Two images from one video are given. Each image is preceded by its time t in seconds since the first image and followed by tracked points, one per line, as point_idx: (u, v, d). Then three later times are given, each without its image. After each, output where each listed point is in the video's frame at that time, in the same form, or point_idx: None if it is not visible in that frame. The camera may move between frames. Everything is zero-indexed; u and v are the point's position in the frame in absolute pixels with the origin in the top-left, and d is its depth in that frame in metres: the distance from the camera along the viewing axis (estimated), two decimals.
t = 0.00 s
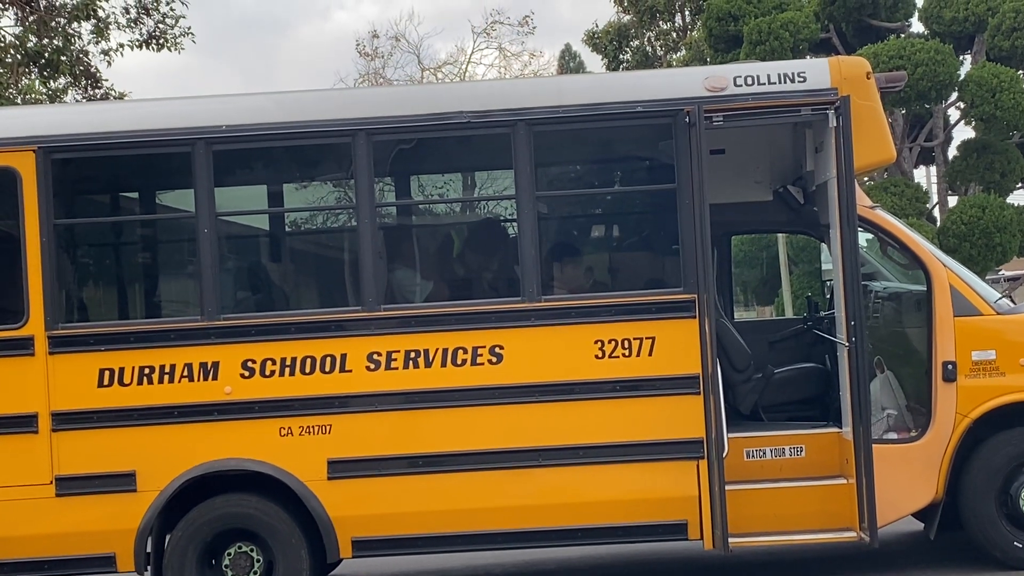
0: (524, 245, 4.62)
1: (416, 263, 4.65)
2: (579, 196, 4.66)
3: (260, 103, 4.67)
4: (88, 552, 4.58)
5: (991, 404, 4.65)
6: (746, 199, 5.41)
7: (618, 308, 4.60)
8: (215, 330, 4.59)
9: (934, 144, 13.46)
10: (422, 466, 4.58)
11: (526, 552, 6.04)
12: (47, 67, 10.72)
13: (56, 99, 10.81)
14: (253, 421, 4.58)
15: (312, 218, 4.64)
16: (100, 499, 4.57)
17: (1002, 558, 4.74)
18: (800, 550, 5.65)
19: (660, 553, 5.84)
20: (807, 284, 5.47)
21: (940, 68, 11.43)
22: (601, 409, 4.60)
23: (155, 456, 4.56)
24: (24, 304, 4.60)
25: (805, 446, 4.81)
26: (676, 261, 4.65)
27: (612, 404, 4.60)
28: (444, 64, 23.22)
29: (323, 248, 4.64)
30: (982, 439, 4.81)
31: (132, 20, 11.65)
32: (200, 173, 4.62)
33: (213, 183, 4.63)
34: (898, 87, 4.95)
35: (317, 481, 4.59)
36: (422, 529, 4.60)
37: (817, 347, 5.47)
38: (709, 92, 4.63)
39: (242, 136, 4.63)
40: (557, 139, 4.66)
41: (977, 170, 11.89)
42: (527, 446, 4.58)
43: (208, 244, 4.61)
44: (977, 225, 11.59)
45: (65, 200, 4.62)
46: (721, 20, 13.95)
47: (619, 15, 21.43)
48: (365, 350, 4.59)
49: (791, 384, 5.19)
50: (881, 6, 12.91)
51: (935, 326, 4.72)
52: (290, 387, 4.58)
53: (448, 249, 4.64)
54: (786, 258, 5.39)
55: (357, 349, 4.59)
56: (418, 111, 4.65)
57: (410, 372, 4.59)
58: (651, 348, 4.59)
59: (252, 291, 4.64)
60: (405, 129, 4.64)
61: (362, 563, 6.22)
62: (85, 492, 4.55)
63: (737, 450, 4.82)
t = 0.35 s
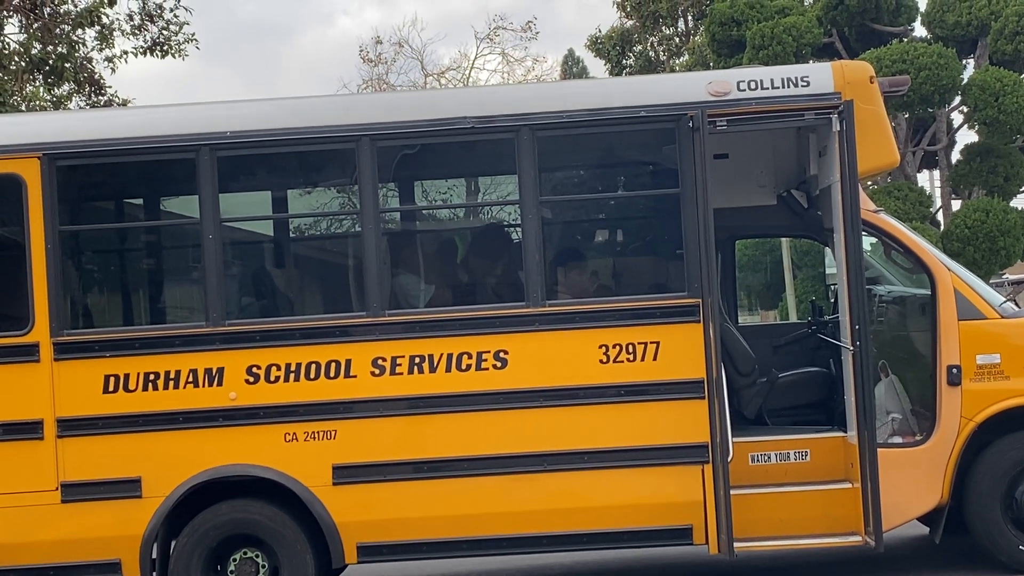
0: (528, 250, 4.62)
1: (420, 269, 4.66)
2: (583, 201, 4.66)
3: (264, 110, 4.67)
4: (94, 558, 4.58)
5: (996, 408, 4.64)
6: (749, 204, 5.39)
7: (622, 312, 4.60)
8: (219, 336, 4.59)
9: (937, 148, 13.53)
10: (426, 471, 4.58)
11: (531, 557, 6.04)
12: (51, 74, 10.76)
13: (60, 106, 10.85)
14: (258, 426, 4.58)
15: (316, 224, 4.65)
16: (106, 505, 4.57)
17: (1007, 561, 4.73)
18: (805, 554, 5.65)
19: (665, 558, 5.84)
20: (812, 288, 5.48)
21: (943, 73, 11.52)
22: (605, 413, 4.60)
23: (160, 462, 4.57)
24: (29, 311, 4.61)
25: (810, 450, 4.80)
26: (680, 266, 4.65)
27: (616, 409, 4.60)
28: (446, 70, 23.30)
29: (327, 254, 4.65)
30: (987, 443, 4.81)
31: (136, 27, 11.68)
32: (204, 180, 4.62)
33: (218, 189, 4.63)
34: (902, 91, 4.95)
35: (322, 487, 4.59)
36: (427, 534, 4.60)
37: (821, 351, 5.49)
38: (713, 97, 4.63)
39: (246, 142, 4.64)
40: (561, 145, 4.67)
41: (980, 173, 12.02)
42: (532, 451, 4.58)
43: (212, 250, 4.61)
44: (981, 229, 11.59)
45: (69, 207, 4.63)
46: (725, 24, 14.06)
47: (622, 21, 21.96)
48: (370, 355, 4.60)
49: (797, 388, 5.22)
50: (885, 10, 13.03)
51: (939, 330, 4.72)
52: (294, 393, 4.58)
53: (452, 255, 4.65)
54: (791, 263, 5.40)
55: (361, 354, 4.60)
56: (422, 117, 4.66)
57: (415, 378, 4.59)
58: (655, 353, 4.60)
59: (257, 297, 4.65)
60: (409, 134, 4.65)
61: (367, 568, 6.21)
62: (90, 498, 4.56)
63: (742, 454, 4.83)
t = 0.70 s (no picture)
0: (531, 255, 4.62)
1: (423, 274, 4.65)
2: (585, 206, 4.66)
3: (268, 115, 4.68)
4: (97, 563, 4.58)
5: (1000, 413, 4.63)
6: (754, 208, 5.44)
7: (625, 317, 4.59)
8: (222, 341, 4.59)
9: (942, 152, 13.64)
10: (429, 476, 4.58)
11: (534, 563, 6.03)
12: (54, 80, 10.77)
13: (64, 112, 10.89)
14: (261, 432, 4.58)
15: (319, 229, 4.65)
16: (108, 511, 4.57)
17: (1012, 567, 4.72)
18: (808, 560, 5.64)
19: (668, 563, 5.83)
20: (815, 293, 5.49)
21: (948, 76, 11.80)
22: (608, 419, 4.59)
23: (163, 467, 4.57)
24: (32, 316, 4.61)
25: (814, 455, 4.79)
26: (683, 271, 4.64)
27: (619, 414, 4.59)
28: (450, 74, 23.38)
29: (329, 259, 4.65)
30: (991, 448, 4.80)
31: (139, 32, 11.69)
32: (207, 185, 4.62)
33: (220, 195, 4.63)
34: (905, 96, 4.95)
35: (325, 492, 4.58)
36: (430, 539, 4.60)
37: (824, 356, 5.48)
38: (716, 102, 4.62)
39: (249, 147, 4.64)
40: (564, 149, 4.66)
41: (985, 178, 12.28)
42: (534, 456, 4.58)
43: (215, 256, 4.61)
44: (985, 233, 11.94)
45: (72, 212, 4.63)
46: (727, 31, 14.97)
47: (626, 25, 21.96)
48: (373, 361, 4.60)
49: (798, 395, 5.20)
50: (888, 15, 13.75)
51: (943, 334, 4.72)
52: (297, 398, 4.59)
53: (455, 260, 4.65)
54: (793, 267, 5.42)
55: (365, 360, 4.59)
56: (425, 122, 4.65)
57: (418, 383, 4.59)
58: (658, 358, 4.59)
59: (259, 302, 4.65)
60: (411, 139, 4.65)
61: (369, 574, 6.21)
62: (93, 504, 4.56)
63: (745, 459, 4.81)
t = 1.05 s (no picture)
0: (535, 259, 4.62)
1: (427, 278, 4.66)
2: (590, 210, 4.66)
3: (273, 119, 4.68)
4: (101, 567, 4.58)
5: (1004, 417, 4.62)
6: (757, 213, 5.41)
7: (629, 322, 4.59)
8: (227, 345, 4.59)
9: (946, 157, 13.72)
10: (434, 480, 4.58)
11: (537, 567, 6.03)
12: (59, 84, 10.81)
13: (69, 116, 10.93)
14: (265, 436, 4.58)
15: (323, 233, 4.64)
16: (112, 515, 4.57)
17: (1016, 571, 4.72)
18: (812, 564, 5.64)
19: (671, 567, 5.83)
20: (819, 297, 5.50)
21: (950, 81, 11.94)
22: (613, 422, 4.59)
23: (167, 471, 4.57)
24: (37, 320, 4.61)
25: (817, 459, 4.79)
26: (687, 275, 4.64)
27: (623, 418, 4.59)
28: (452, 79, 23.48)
29: (334, 263, 4.64)
30: (995, 452, 4.79)
31: (144, 36, 11.72)
32: (212, 189, 4.63)
33: (225, 199, 4.64)
34: (909, 100, 4.95)
35: (329, 496, 4.59)
36: (434, 544, 4.60)
37: (828, 360, 5.48)
38: (720, 106, 4.63)
39: (254, 150, 4.64)
40: (568, 153, 4.67)
41: (989, 182, 12.47)
42: (539, 461, 4.58)
43: (220, 260, 4.61)
44: (989, 237, 12.08)
45: (76, 216, 4.63)
46: (732, 34, 15.17)
47: (630, 29, 21.99)
48: (377, 365, 4.59)
49: (804, 398, 5.20)
50: (892, 19, 13.76)
51: (947, 339, 4.72)
52: (302, 402, 4.59)
53: (459, 264, 4.65)
54: (797, 271, 5.40)
55: (369, 364, 4.59)
56: (429, 126, 4.66)
57: (422, 387, 4.59)
58: (662, 362, 4.59)
59: (264, 306, 4.65)
60: (416, 143, 4.65)
61: None
62: (97, 508, 4.56)
63: (750, 463, 4.80)
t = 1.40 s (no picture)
0: (539, 262, 4.62)
1: (431, 281, 4.66)
2: (594, 213, 4.66)
3: (277, 122, 4.68)
4: (104, 570, 4.58)
5: (1009, 421, 4.62)
6: (762, 216, 5.40)
7: (633, 325, 4.59)
8: (230, 347, 4.59)
9: (950, 160, 13.75)
10: (437, 483, 4.58)
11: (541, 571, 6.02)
12: (63, 87, 10.92)
13: (73, 118, 10.96)
14: (268, 438, 4.58)
15: (327, 235, 4.65)
16: (116, 517, 4.57)
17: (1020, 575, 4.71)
18: (815, 568, 5.63)
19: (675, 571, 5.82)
20: (823, 301, 5.48)
21: (956, 84, 12.06)
22: (616, 426, 4.59)
23: (170, 473, 4.57)
24: (40, 322, 4.61)
25: (821, 463, 4.79)
26: (691, 278, 4.64)
27: (627, 422, 4.59)
28: (455, 82, 23.53)
29: (337, 266, 4.64)
30: (999, 456, 4.79)
31: (148, 39, 11.73)
32: (215, 192, 4.63)
33: (229, 202, 4.63)
34: (914, 104, 4.94)
35: (333, 499, 4.58)
36: (437, 546, 4.60)
37: (831, 364, 5.47)
38: (725, 109, 4.63)
39: (258, 153, 4.64)
40: (572, 157, 4.66)
41: (993, 186, 12.52)
42: (542, 464, 4.58)
43: (223, 263, 4.61)
44: (993, 241, 12.13)
45: (80, 219, 4.63)
46: (736, 38, 15.24)
47: (633, 32, 22.00)
48: (380, 368, 4.59)
49: (807, 402, 5.21)
50: (896, 23, 13.85)
51: (951, 342, 4.71)
52: (305, 405, 4.58)
53: (462, 267, 4.65)
54: (801, 276, 5.38)
55: (372, 366, 4.59)
56: (433, 129, 4.66)
57: (425, 390, 4.59)
58: (666, 365, 4.59)
59: (267, 309, 4.65)
60: (420, 146, 4.65)
61: None
62: (101, 510, 4.56)
63: (753, 467, 4.82)
